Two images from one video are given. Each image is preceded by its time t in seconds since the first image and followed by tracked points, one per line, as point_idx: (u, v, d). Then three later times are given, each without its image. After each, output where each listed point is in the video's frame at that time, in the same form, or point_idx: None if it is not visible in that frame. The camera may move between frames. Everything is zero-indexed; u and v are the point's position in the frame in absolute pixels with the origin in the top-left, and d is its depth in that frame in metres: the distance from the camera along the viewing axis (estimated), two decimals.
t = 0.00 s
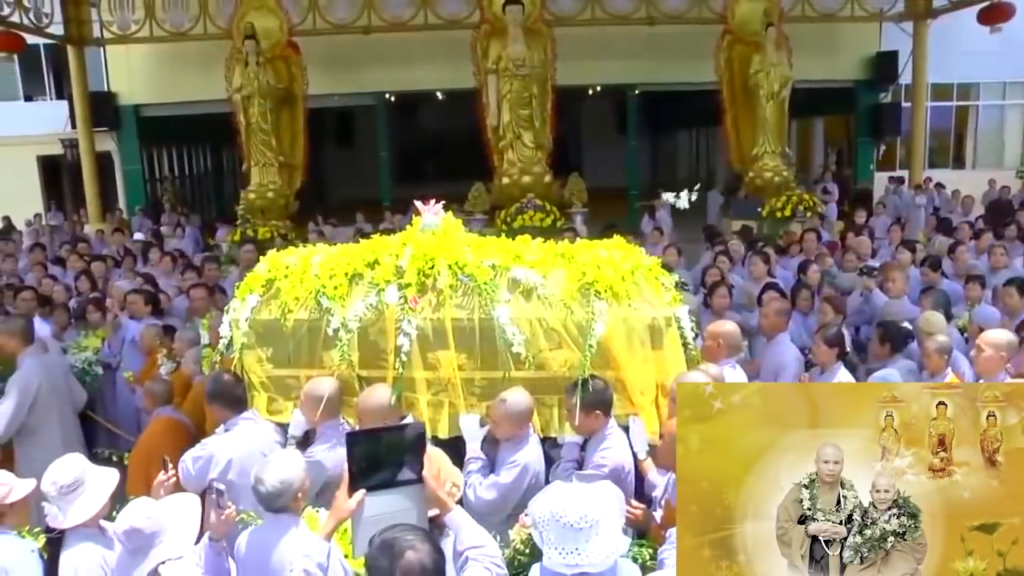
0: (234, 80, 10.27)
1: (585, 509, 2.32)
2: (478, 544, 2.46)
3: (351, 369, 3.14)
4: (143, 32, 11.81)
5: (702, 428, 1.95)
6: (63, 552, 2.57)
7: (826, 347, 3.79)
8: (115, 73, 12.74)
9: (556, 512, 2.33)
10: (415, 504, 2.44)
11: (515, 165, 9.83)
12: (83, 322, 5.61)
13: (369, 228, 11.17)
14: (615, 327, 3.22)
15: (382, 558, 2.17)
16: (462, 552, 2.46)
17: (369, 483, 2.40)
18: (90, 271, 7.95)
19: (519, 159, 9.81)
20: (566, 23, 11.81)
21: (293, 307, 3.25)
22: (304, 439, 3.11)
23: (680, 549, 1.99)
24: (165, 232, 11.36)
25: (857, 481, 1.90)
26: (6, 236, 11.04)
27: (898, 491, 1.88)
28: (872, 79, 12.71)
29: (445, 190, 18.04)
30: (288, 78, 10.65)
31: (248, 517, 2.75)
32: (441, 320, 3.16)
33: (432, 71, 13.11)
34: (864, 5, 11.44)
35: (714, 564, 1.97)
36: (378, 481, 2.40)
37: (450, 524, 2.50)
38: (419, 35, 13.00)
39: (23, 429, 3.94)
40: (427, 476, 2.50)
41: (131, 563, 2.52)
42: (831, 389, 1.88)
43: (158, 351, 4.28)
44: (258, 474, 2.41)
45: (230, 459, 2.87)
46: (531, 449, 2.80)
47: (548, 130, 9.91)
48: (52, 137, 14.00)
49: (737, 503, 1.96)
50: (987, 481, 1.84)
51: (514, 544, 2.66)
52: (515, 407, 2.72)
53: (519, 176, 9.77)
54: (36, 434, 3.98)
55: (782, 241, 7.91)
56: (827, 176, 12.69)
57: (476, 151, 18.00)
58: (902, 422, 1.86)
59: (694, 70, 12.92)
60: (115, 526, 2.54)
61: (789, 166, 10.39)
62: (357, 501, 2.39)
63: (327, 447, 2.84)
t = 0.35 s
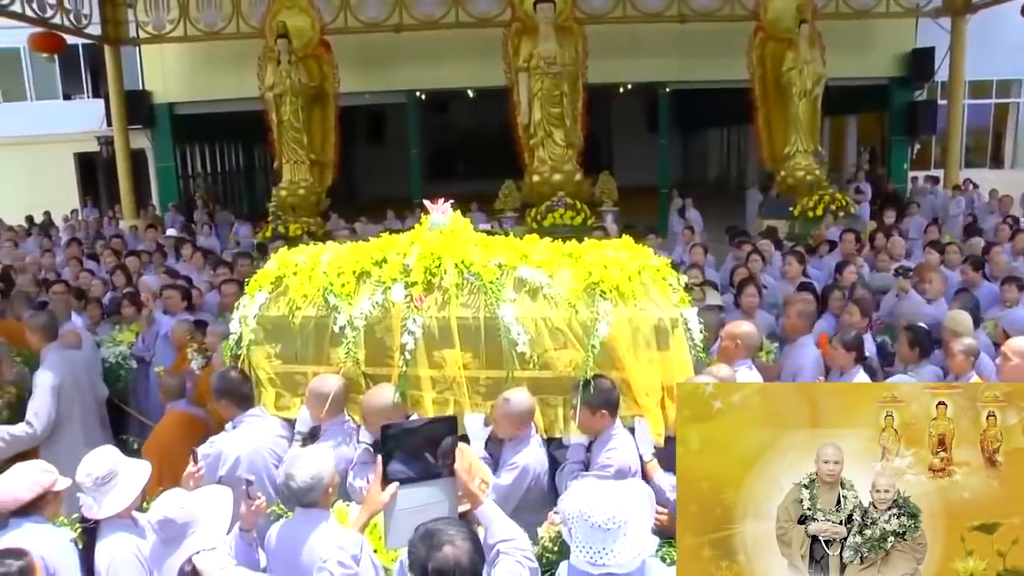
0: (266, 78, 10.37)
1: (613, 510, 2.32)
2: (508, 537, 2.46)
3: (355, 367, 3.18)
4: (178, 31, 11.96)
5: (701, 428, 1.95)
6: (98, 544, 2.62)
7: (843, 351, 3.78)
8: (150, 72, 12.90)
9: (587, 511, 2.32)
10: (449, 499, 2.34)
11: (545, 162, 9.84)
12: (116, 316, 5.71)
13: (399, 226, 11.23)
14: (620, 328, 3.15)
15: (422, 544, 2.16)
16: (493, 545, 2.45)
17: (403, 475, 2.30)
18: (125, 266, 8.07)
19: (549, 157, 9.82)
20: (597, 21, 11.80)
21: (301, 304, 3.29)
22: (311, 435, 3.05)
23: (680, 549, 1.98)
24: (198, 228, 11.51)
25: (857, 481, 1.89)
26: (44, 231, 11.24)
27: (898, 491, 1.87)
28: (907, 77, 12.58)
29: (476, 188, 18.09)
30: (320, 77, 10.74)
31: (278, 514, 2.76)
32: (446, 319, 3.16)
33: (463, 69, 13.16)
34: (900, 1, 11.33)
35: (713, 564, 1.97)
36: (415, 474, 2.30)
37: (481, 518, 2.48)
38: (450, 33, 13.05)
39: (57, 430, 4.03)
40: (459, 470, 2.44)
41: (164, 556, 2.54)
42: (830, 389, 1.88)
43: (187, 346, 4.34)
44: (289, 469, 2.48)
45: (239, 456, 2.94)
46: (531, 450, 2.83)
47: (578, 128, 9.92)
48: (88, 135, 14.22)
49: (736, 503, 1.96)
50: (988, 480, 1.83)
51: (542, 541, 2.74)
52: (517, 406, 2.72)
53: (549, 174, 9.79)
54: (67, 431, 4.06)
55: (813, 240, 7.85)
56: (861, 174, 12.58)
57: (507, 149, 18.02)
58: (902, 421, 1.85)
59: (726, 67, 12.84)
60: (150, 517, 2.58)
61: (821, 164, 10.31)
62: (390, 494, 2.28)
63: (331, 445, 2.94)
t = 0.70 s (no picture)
0: (301, 78, 10.47)
1: (646, 510, 2.39)
2: (541, 529, 2.48)
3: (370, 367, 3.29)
4: (214, 32, 12.09)
5: (701, 428, 1.95)
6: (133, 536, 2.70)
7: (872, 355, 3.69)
8: (186, 72, 13.08)
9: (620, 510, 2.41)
10: (482, 492, 2.36)
11: (579, 162, 9.83)
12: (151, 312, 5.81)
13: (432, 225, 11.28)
14: (631, 328, 3.24)
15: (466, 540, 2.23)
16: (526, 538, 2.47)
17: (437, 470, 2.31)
18: (161, 262, 8.18)
19: (583, 156, 9.80)
20: (631, 20, 11.74)
21: (314, 303, 3.40)
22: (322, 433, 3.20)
23: (679, 550, 1.98)
24: (234, 226, 11.64)
25: (857, 481, 1.89)
26: (83, 228, 11.44)
27: (898, 491, 1.86)
28: (946, 75, 12.40)
29: (509, 187, 18.11)
30: (354, 76, 10.80)
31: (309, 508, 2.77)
32: (459, 318, 3.26)
33: (496, 67, 13.18)
34: None
35: (713, 564, 1.96)
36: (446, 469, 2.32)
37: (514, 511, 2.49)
38: (483, 33, 13.09)
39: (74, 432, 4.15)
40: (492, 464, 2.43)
41: (201, 548, 2.62)
42: (830, 389, 1.87)
43: (217, 343, 4.38)
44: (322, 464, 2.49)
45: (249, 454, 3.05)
46: (538, 450, 2.85)
47: (612, 127, 9.91)
48: (125, 134, 14.45)
49: (737, 503, 1.95)
50: (988, 481, 1.81)
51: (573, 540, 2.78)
52: (526, 404, 2.78)
53: (583, 173, 9.77)
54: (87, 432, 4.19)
55: (846, 240, 7.77)
56: (897, 173, 12.44)
57: (541, 148, 18.02)
58: (902, 422, 1.84)
59: (760, 66, 12.74)
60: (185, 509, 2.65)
61: (856, 164, 10.20)
62: (424, 488, 2.29)
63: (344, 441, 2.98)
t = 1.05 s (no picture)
0: (335, 75, 10.56)
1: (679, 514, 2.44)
2: (569, 516, 2.56)
3: (380, 362, 3.36)
4: (249, 30, 12.20)
5: (702, 428, 1.94)
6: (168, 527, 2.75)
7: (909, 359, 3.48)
8: (222, 70, 13.24)
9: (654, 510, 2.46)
10: (508, 480, 2.44)
11: (612, 159, 9.79)
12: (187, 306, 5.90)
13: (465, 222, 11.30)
14: (638, 326, 3.26)
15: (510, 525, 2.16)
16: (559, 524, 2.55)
17: (465, 461, 2.38)
18: (196, 257, 8.28)
19: (617, 153, 9.77)
20: (666, 17, 11.67)
21: (323, 300, 3.50)
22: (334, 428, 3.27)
23: (679, 549, 1.96)
24: (268, 221, 11.73)
25: (857, 481, 1.87)
26: (120, 223, 11.60)
27: (898, 491, 1.84)
28: (987, 71, 12.19)
29: (543, 185, 18.09)
30: (388, 73, 10.83)
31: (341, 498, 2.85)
32: (466, 316, 3.32)
33: (529, 64, 13.18)
34: None
35: (713, 564, 1.94)
36: (473, 459, 2.39)
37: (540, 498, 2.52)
38: (518, 30, 13.09)
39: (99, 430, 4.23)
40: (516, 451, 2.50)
41: (234, 540, 2.73)
42: (829, 389, 1.86)
43: (245, 339, 4.43)
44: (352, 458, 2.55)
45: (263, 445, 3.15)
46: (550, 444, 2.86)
47: (646, 124, 9.87)
48: (162, 130, 14.63)
49: (737, 502, 1.93)
50: (987, 481, 1.79)
51: (604, 539, 2.78)
52: (533, 400, 2.79)
53: (617, 171, 9.72)
54: (112, 429, 4.25)
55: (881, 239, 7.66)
56: (935, 172, 12.26)
57: (575, 146, 17.98)
58: (903, 421, 1.82)
59: (797, 63, 12.61)
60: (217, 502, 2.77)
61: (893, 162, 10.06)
62: (453, 479, 2.34)
63: (353, 436, 3.04)
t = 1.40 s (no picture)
0: (361, 73, 10.61)
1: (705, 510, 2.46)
2: (600, 504, 2.55)
3: (381, 359, 3.43)
4: (276, 28, 12.29)
5: (702, 428, 1.92)
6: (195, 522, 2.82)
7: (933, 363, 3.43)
8: (249, 69, 13.35)
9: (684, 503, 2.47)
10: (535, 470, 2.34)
11: (638, 158, 9.77)
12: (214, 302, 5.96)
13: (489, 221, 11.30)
14: (632, 324, 3.29)
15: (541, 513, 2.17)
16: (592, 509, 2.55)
17: (494, 448, 2.28)
18: (222, 253, 8.34)
19: (643, 152, 9.76)
20: (693, 16, 11.60)
21: (325, 298, 3.56)
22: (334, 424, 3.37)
23: (679, 550, 1.94)
24: (293, 219, 11.80)
25: (857, 481, 1.85)
26: (147, 219, 11.72)
27: (898, 491, 1.82)
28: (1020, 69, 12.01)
29: (568, 183, 18.06)
30: (414, 72, 10.86)
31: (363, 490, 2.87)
32: (463, 313, 3.34)
33: (555, 63, 13.17)
34: None
35: (713, 565, 1.91)
36: (501, 446, 2.28)
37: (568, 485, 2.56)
38: (544, 29, 13.09)
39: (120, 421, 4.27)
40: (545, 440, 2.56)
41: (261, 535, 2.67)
42: (829, 389, 1.85)
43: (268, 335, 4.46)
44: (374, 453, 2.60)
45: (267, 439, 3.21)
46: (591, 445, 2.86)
47: (672, 123, 9.86)
48: (189, 128, 14.76)
49: (736, 502, 1.92)
50: (988, 481, 1.78)
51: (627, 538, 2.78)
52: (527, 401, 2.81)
53: (642, 170, 9.69)
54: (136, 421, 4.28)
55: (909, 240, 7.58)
56: (964, 173, 12.11)
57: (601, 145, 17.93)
58: (903, 421, 1.81)
59: (825, 62, 12.50)
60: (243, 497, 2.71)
61: (921, 162, 9.95)
62: (482, 466, 2.26)
63: (350, 433, 3.16)
